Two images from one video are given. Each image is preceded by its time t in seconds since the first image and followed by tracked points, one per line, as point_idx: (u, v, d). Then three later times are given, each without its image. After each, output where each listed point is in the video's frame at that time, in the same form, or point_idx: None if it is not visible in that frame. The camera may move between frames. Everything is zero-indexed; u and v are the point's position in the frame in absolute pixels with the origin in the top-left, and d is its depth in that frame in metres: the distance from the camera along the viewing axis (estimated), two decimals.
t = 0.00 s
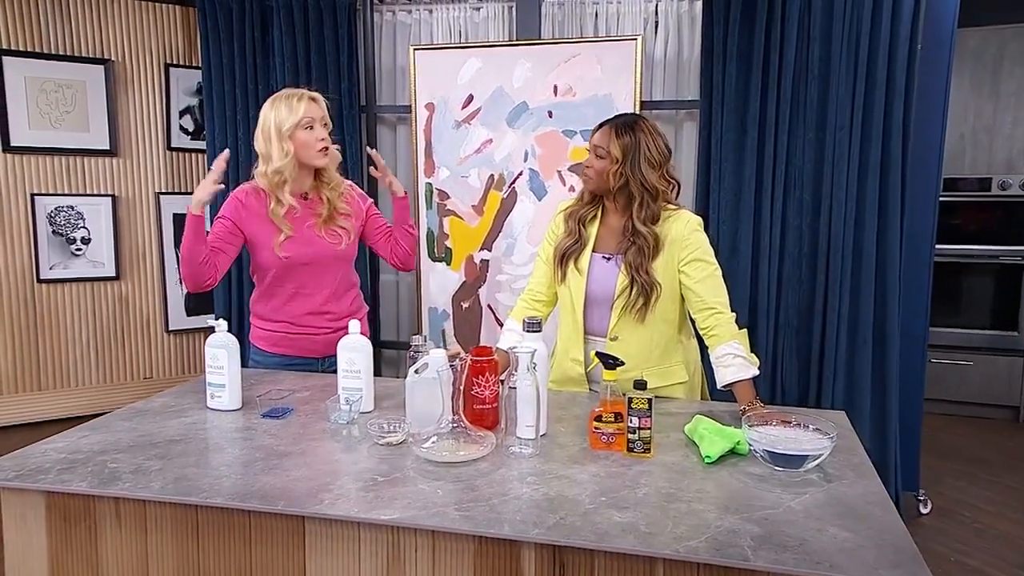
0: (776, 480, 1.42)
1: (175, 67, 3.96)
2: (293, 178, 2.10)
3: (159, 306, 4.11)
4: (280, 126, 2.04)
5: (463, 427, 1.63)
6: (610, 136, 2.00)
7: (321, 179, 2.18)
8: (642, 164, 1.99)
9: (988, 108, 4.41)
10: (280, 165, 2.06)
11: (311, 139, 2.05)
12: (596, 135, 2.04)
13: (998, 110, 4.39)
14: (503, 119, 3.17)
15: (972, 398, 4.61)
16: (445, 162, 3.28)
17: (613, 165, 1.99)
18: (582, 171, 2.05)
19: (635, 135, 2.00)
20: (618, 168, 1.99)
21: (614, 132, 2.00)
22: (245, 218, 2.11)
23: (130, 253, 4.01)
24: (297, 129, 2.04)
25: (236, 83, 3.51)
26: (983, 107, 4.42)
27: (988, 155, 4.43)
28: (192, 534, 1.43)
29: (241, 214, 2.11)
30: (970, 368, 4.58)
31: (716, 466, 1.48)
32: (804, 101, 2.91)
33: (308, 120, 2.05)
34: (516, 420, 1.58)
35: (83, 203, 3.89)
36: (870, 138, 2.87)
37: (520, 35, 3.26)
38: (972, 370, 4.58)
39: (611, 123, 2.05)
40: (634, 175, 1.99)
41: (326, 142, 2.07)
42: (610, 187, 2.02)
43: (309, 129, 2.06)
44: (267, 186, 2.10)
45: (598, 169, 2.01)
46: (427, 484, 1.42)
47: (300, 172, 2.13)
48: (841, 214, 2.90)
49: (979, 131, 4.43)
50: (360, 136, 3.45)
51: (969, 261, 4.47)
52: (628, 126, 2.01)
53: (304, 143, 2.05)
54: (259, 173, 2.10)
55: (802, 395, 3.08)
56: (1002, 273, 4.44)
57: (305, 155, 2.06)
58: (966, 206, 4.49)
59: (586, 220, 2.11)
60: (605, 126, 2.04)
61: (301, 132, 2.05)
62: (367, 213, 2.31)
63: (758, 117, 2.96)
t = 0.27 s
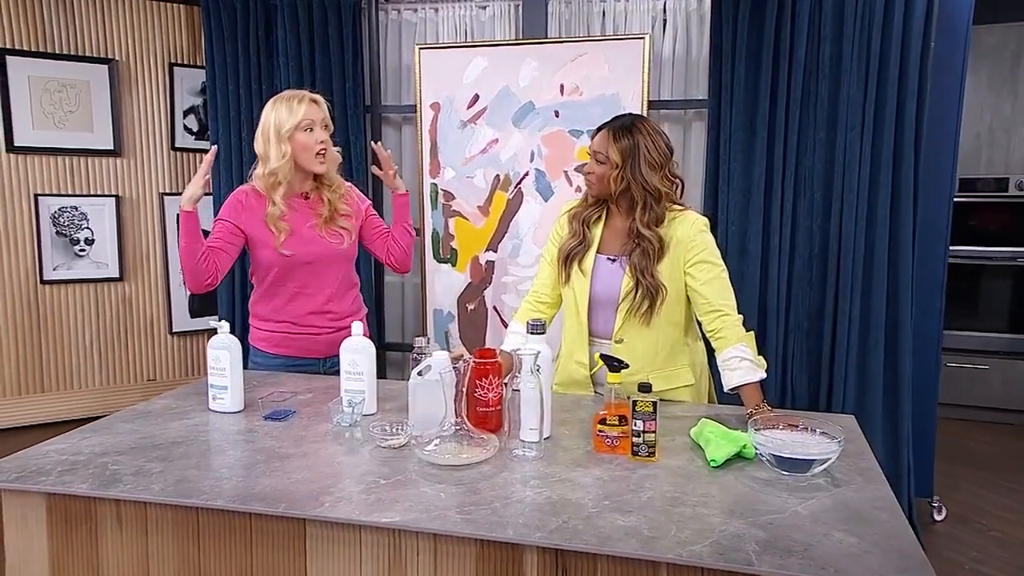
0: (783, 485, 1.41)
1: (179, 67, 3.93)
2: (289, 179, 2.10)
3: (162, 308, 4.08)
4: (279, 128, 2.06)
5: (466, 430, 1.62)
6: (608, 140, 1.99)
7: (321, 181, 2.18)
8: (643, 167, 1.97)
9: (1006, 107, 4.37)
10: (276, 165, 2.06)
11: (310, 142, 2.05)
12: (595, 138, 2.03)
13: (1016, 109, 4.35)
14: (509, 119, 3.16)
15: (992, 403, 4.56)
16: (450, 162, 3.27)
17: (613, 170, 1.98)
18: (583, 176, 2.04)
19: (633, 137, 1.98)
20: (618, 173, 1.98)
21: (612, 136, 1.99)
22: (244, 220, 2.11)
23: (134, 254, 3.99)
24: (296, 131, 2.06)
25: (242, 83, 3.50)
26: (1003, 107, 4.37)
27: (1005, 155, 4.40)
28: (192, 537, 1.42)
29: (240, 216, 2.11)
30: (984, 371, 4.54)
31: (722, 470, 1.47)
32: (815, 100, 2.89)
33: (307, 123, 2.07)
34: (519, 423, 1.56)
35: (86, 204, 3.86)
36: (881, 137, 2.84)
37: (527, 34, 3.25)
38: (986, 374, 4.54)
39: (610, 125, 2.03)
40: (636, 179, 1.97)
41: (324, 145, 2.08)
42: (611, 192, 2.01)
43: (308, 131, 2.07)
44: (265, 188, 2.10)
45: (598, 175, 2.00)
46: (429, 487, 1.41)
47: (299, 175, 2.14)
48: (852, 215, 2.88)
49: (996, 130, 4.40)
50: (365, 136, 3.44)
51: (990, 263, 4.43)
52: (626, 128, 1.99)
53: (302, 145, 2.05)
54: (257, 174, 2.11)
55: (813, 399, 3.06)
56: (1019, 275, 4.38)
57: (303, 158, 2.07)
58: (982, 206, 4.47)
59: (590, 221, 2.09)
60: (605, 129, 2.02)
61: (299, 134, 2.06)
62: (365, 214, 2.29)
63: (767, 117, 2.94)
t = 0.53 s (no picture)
0: (792, 489, 1.39)
1: (185, 66, 3.92)
2: (291, 180, 2.11)
3: (169, 309, 4.08)
4: (283, 128, 2.06)
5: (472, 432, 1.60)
6: (614, 140, 1.98)
7: (323, 181, 2.18)
8: (649, 167, 1.95)
9: None
10: (278, 166, 2.07)
11: (312, 145, 2.06)
12: (602, 139, 2.02)
13: None
14: (518, 118, 3.15)
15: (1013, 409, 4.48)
16: (458, 162, 3.26)
17: (620, 171, 1.97)
18: (590, 177, 2.03)
19: (639, 137, 1.97)
20: (625, 174, 1.97)
21: (618, 136, 1.98)
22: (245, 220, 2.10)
23: (140, 254, 3.99)
24: (299, 133, 2.06)
25: (250, 83, 3.50)
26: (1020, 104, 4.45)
27: None
28: (197, 539, 1.41)
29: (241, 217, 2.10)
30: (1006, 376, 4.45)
31: (731, 474, 1.45)
32: (828, 98, 2.87)
33: (310, 125, 2.07)
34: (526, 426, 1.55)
35: (93, 204, 3.86)
36: (896, 137, 2.81)
37: (536, 33, 3.23)
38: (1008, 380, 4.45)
39: (616, 126, 2.02)
40: (642, 180, 1.96)
41: (327, 148, 2.09)
42: (618, 193, 2.00)
43: (311, 133, 2.07)
44: (267, 187, 2.10)
45: (605, 176, 2.00)
46: (434, 489, 1.40)
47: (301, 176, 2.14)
48: (866, 215, 2.85)
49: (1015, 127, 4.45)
50: (373, 136, 3.43)
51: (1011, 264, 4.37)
52: (631, 128, 1.98)
53: (305, 147, 2.07)
54: (259, 173, 2.11)
55: (826, 402, 3.04)
56: None
57: (305, 160, 2.08)
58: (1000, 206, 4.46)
59: (597, 221, 2.08)
60: (611, 130, 2.01)
61: (302, 137, 2.07)
62: (368, 213, 2.28)
63: (780, 116, 2.92)
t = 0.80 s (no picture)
0: (803, 493, 1.37)
1: (193, 65, 3.91)
2: (295, 180, 2.10)
3: (176, 310, 4.08)
4: (287, 129, 2.06)
5: (479, 435, 1.59)
6: (624, 139, 1.96)
7: (328, 182, 2.18)
8: (660, 167, 1.94)
9: None
10: (283, 167, 2.07)
11: (317, 146, 2.06)
12: (611, 138, 2.00)
13: None
14: (528, 117, 3.13)
15: None
16: (467, 162, 3.24)
17: (630, 170, 1.96)
18: (600, 177, 2.01)
19: (650, 136, 1.95)
20: (634, 173, 1.95)
21: (629, 135, 1.96)
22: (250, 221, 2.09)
23: (148, 254, 3.99)
24: (304, 134, 2.06)
25: (259, 82, 3.50)
26: None
27: None
28: (202, 540, 1.41)
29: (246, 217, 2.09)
30: None
31: (741, 477, 1.43)
32: (844, 96, 2.85)
33: (314, 126, 2.07)
34: (534, 427, 1.54)
35: (101, 204, 3.87)
36: (914, 135, 2.79)
37: (546, 31, 3.22)
38: None
39: (626, 124, 2.00)
40: (652, 179, 1.94)
41: (331, 149, 2.08)
42: (627, 192, 1.99)
43: (314, 134, 2.07)
44: (271, 188, 2.10)
45: (615, 175, 1.98)
46: (440, 491, 1.39)
47: (305, 176, 2.14)
48: (882, 215, 2.83)
49: None
50: (381, 135, 3.42)
51: None
52: (641, 127, 1.96)
53: (309, 148, 2.06)
54: (264, 173, 2.11)
55: (841, 406, 3.01)
56: None
57: (309, 161, 2.08)
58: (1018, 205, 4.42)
59: (606, 221, 2.06)
60: (621, 128, 1.99)
61: (305, 138, 2.06)
62: (372, 214, 2.28)
63: (794, 114, 2.90)
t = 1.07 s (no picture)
0: (814, 495, 1.35)
1: (201, 63, 3.90)
2: (301, 180, 2.10)
3: (183, 310, 4.08)
4: (294, 129, 2.05)
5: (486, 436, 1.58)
6: (634, 138, 1.94)
7: (335, 181, 2.17)
8: (670, 165, 1.92)
9: None
10: (289, 167, 2.06)
11: (324, 146, 2.05)
12: (621, 136, 1.98)
13: None
14: (537, 114, 3.11)
15: None
16: (476, 160, 3.23)
17: (639, 169, 1.94)
18: (609, 176, 1.99)
19: (659, 135, 1.93)
20: (644, 172, 1.93)
21: (638, 134, 1.94)
22: (257, 223, 2.09)
23: (156, 253, 4.00)
24: (310, 135, 2.04)
25: (268, 80, 3.50)
26: None
27: None
28: (208, 540, 1.40)
29: (254, 219, 2.09)
30: None
31: (751, 480, 1.41)
32: (859, 94, 2.82)
33: (321, 126, 2.05)
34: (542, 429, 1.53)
35: (109, 203, 3.87)
36: (931, 133, 2.75)
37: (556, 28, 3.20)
38: None
39: (636, 122, 1.98)
40: (662, 178, 1.92)
41: (338, 150, 2.07)
42: (637, 191, 1.97)
43: (322, 135, 2.05)
44: (278, 188, 2.09)
45: (624, 174, 1.96)
46: (446, 492, 1.38)
47: (313, 176, 2.13)
48: (898, 214, 2.80)
49: None
50: (390, 134, 3.41)
51: None
52: (651, 126, 1.94)
53: (316, 149, 2.05)
54: (270, 172, 2.10)
55: (856, 408, 2.98)
56: None
57: (316, 162, 2.07)
58: None
59: (616, 221, 2.04)
60: (631, 126, 1.97)
61: (313, 138, 2.05)
62: (381, 214, 2.27)
63: (809, 112, 2.87)
